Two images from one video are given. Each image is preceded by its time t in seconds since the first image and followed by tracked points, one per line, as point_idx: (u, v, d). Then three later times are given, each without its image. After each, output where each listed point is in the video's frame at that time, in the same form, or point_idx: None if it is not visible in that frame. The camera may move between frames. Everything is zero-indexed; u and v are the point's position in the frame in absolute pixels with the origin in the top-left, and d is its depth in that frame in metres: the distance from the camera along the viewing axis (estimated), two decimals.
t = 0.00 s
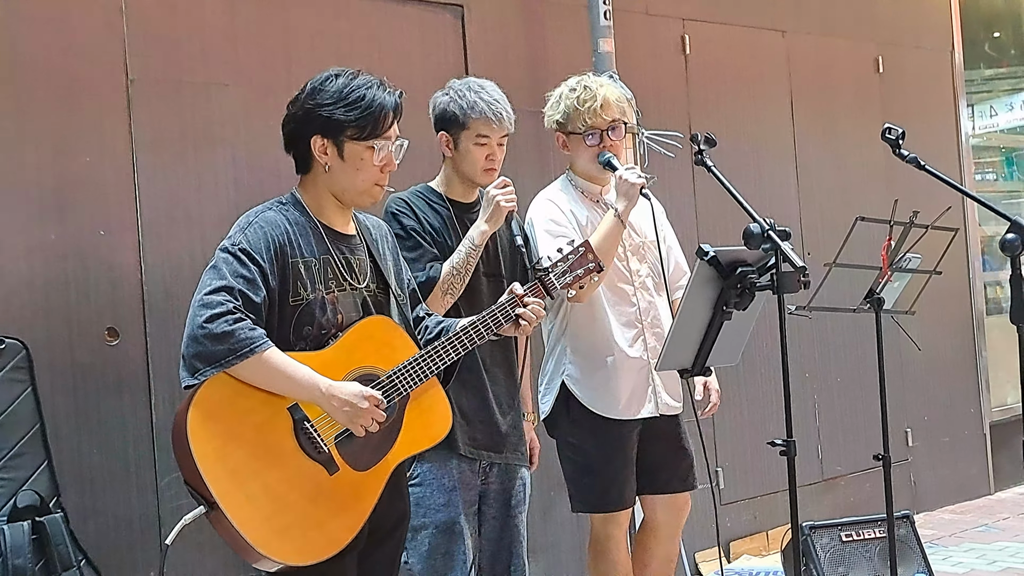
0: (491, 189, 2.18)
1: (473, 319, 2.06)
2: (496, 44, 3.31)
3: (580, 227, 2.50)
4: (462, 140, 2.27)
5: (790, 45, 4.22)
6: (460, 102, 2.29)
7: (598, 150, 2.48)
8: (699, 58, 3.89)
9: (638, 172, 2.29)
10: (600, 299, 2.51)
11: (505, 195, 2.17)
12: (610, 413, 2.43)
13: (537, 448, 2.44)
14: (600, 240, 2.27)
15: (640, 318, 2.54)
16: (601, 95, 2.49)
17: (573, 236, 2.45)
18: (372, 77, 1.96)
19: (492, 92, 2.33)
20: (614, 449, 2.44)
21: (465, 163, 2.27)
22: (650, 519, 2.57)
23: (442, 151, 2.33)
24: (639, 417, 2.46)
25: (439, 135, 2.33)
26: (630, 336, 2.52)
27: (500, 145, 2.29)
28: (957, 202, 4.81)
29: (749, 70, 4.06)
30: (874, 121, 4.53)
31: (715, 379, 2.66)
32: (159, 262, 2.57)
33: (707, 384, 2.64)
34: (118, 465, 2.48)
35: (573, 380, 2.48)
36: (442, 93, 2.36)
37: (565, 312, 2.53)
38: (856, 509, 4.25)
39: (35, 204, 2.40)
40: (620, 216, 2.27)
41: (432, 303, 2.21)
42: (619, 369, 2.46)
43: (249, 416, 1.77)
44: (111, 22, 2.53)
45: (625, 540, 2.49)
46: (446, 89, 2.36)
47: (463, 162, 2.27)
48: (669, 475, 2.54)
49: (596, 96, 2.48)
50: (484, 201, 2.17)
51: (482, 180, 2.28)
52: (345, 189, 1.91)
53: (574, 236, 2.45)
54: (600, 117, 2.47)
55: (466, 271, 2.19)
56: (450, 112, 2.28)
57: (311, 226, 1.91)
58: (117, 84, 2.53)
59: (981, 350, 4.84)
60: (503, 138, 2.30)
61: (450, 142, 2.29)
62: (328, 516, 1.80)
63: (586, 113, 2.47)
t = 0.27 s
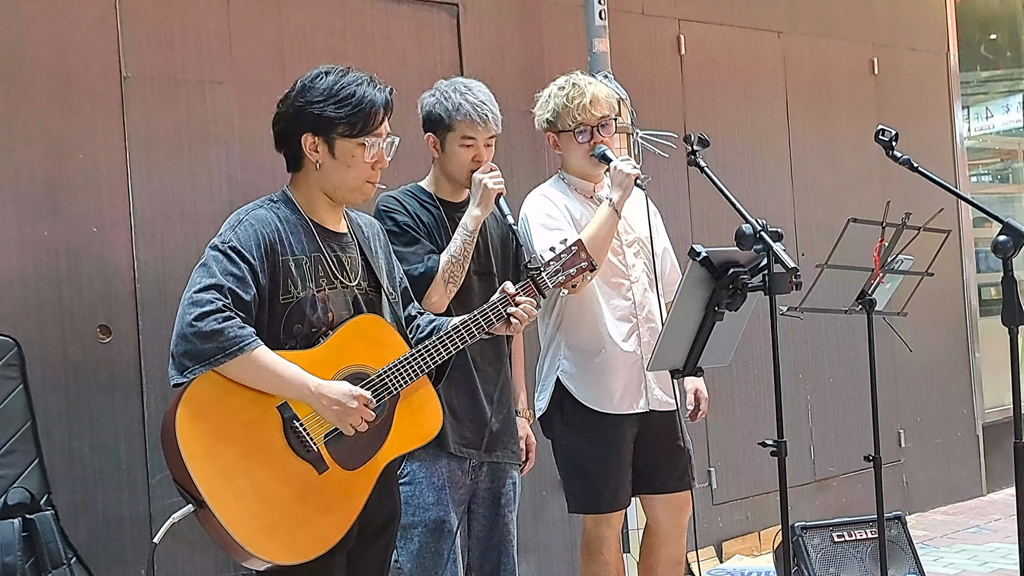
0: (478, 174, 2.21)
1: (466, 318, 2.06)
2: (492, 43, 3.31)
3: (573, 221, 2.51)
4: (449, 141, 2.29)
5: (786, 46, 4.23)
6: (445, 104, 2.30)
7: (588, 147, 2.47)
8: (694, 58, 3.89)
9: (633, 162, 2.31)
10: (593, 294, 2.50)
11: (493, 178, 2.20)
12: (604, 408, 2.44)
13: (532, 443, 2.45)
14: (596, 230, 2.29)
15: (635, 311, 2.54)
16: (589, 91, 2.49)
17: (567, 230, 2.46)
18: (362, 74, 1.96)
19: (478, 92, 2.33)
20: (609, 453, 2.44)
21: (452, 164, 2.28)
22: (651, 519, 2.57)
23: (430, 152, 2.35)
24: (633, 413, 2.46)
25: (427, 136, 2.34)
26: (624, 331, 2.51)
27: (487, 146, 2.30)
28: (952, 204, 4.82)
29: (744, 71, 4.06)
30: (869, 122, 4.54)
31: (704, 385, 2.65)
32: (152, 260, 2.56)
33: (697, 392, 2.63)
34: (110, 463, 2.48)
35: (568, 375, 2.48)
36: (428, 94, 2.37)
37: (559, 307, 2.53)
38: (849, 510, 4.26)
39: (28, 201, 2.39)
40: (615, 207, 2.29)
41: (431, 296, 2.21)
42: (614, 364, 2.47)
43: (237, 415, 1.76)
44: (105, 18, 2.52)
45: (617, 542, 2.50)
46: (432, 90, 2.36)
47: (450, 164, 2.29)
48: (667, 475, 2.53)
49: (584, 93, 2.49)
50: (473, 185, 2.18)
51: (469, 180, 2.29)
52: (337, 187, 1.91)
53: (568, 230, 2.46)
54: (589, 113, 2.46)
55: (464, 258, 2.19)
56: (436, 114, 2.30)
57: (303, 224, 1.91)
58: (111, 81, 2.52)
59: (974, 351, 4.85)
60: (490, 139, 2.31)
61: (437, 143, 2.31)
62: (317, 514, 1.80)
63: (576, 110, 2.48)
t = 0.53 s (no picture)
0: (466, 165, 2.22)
1: (459, 316, 2.06)
2: (485, 41, 3.31)
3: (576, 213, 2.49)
4: (436, 138, 2.29)
5: (779, 43, 4.23)
6: (430, 101, 2.30)
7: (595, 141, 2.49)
8: (688, 56, 3.89)
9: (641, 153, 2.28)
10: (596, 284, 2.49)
11: (481, 167, 2.20)
12: (606, 399, 2.43)
13: (524, 441, 2.44)
14: (607, 216, 2.27)
15: (636, 302, 2.53)
16: (591, 87, 2.50)
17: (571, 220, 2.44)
18: (354, 73, 1.95)
19: (462, 88, 2.34)
20: (613, 451, 2.43)
21: (441, 161, 2.29)
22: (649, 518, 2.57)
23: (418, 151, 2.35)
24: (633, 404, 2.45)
25: (414, 135, 2.35)
26: (626, 322, 2.50)
27: (475, 139, 2.30)
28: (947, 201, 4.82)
29: (738, 68, 4.06)
30: (864, 119, 4.54)
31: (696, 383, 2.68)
32: (145, 259, 2.56)
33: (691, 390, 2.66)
34: (104, 462, 2.47)
35: (571, 367, 2.46)
36: (412, 93, 2.38)
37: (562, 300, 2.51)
38: (845, 507, 4.26)
39: (20, 201, 2.39)
40: (624, 195, 2.29)
41: (426, 290, 2.20)
42: (616, 355, 2.45)
43: (228, 415, 1.76)
44: (97, 18, 2.52)
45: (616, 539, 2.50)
46: (416, 90, 2.37)
47: (439, 160, 2.29)
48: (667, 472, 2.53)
49: (587, 88, 2.50)
50: (462, 175, 2.18)
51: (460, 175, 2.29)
52: (329, 186, 1.91)
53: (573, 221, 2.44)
54: (592, 108, 2.47)
55: (457, 251, 2.19)
56: (422, 112, 2.30)
57: (294, 223, 1.90)
58: (104, 81, 2.52)
59: (969, 348, 4.85)
60: (477, 133, 2.31)
61: (425, 141, 2.31)
62: (308, 515, 1.80)
63: (582, 104, 2.47)
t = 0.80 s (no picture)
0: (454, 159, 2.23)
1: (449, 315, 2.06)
2: (479, 39, 3.31)
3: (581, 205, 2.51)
4: (426, 133, 2.29)
5: (774, 42, 4.23)
6: (418, 97, 2.31)
7: (596, 134, 2.51)
8: (682, 55, 3.89)
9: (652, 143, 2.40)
10: (602, 276, 2.49)
11: (471, 160, 2.22)
12: (614, 391, 2.42)
13: (518, 440, 2.44)
14: (619, 208, 2.34)
15: (638, 296, 2.54)
16: (591, 81, 2.53)
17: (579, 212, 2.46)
18: (346, 70, 1.95)
19: (449, 82, 2.34)
20: (618, 448, 2.42)
21: (432, 157, 2.29)
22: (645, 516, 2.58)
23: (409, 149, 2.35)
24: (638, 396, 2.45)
25: (404, 133, 2.35)
26: (630, 315, 2.50)
27: (464, 132, 2.30)
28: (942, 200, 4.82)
29: (733, 67, 4.06)
30: (859, 118, 4.55)
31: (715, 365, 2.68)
32: (139, 257, 2.56)
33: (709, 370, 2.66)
34: (97, 460, 2.47)
35: (580, 360, 2.46)
36: (400, 91, 2.38)
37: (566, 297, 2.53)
38: (839, 505, 4.27)
39: (13, 199, 2.38)
40: (638, 181, 2.37)
41: (421, 284, 2.19)
42: (622, 346, 2.45)
43: (220, 413, 1.76)
44: (90, 16, 2.51)
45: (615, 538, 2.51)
46: (403, 88, 2.37)
47: (430, 156, 2.29)
48: (667, 470, 2.54)
49: (587, 82, 2.53)
50: (452, 168, 2.20)
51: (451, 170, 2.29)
52: (321, 183, 1.91)
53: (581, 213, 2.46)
54: (593, 100, 2.50)
55: (451, 244, 2.20)
56: (410, 109, 2.30)
57: (287, 220, 1.90)
58: (97, 79, 2.51)
59: (964, 347, 4.86)
60: (466, 126, 2.31)
61: (415, 138, 2.31)
62: (302, 512, 1.80)
63: (583, 97, 2.49)
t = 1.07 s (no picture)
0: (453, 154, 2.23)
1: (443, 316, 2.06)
2: (480, 38, 3.31)
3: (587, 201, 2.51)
4: (424, 130, 2.29)
5: (775, 42, 4.23)
6: (416, 95, 2.31)
7: (598, 133, 2.52)
8: (684, 54, 3.89)
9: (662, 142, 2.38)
10: (605, 273, 2.49)
11: (470, 155, 2.21)
12: (618, 388, 2.42)
13: (518, 437, 2.44)
14: (634, 204, 2.36)
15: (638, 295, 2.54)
16: (593, 79, 2.54)
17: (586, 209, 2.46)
18: (347, 69, 1.95)
19: (448, 79, 2.34)
20: (620, 447, 2.42)
21: (430, 153, 2.29)
22: (643, 516, 2.58)
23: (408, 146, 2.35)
24: (640, 393, 2.46)
25: (403, 130, 2.35)
26: (631, 313, 2.51)
27: (462, 128, 2.30)
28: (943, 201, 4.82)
29: (734, 67, 4.06)
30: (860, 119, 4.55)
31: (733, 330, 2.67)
32: (139, 254, 2.56)
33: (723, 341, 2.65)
34: (96, 456, 2.48)
35: (583, 356, 2.45)
36: (399, 90, 2.39)
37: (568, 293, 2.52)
38: (838, 506, 4.27)
39: (14, 195, 2.39)
40: (652, 179, 2.37)
41: (421, 279, 2.19)
42: (624, 344, 2.45)
43: (218, 410, 1.76)
44: (91, 12, 2.52)
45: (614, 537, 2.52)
46: (402, 85, 2.37)
47: (428, 152, 2.29)
48: (667, 469, 2.54)
49: (589, 80, 2.53)
50: (451, 163, 2.20)
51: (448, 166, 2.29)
52: (319, 181, 1.91)
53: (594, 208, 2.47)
54: (594, 99, 2.51)
55: (450, 241, 2.20)
56: (409, 106, 2.31)
57: (285, 218, 1.91)
58: (98, 75, 2.52)
59: (964, 348, 4.86)
60: (465, 123, 2.31)
61: (413, 135, 2.31)
62: (299, 509, 1.80)
63: (585, 94, 2.50)
